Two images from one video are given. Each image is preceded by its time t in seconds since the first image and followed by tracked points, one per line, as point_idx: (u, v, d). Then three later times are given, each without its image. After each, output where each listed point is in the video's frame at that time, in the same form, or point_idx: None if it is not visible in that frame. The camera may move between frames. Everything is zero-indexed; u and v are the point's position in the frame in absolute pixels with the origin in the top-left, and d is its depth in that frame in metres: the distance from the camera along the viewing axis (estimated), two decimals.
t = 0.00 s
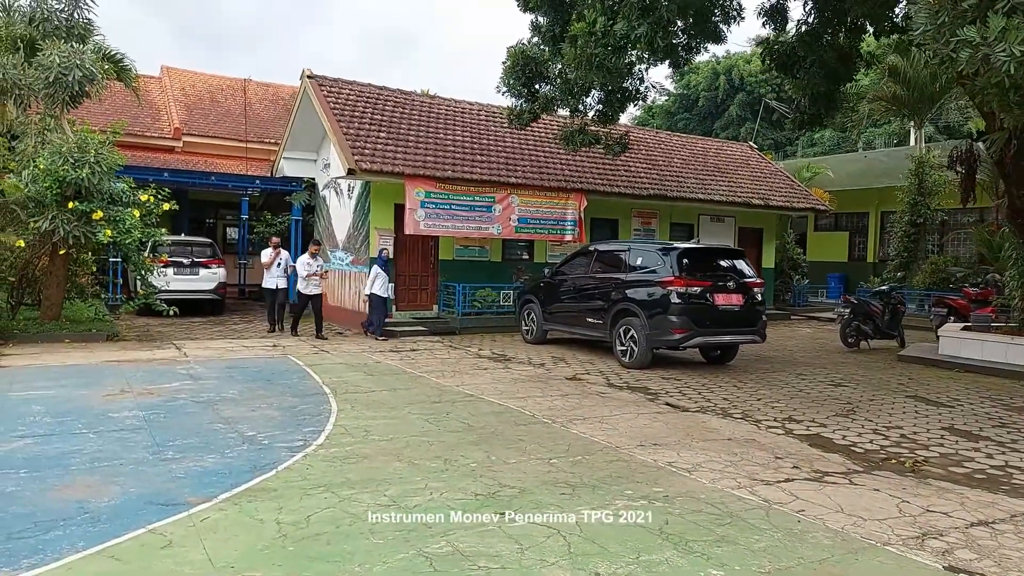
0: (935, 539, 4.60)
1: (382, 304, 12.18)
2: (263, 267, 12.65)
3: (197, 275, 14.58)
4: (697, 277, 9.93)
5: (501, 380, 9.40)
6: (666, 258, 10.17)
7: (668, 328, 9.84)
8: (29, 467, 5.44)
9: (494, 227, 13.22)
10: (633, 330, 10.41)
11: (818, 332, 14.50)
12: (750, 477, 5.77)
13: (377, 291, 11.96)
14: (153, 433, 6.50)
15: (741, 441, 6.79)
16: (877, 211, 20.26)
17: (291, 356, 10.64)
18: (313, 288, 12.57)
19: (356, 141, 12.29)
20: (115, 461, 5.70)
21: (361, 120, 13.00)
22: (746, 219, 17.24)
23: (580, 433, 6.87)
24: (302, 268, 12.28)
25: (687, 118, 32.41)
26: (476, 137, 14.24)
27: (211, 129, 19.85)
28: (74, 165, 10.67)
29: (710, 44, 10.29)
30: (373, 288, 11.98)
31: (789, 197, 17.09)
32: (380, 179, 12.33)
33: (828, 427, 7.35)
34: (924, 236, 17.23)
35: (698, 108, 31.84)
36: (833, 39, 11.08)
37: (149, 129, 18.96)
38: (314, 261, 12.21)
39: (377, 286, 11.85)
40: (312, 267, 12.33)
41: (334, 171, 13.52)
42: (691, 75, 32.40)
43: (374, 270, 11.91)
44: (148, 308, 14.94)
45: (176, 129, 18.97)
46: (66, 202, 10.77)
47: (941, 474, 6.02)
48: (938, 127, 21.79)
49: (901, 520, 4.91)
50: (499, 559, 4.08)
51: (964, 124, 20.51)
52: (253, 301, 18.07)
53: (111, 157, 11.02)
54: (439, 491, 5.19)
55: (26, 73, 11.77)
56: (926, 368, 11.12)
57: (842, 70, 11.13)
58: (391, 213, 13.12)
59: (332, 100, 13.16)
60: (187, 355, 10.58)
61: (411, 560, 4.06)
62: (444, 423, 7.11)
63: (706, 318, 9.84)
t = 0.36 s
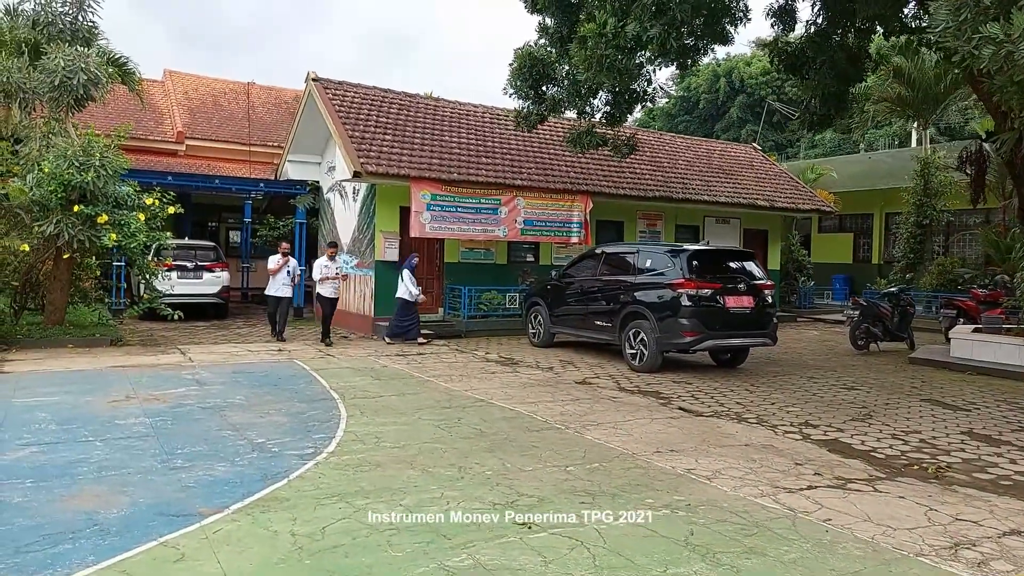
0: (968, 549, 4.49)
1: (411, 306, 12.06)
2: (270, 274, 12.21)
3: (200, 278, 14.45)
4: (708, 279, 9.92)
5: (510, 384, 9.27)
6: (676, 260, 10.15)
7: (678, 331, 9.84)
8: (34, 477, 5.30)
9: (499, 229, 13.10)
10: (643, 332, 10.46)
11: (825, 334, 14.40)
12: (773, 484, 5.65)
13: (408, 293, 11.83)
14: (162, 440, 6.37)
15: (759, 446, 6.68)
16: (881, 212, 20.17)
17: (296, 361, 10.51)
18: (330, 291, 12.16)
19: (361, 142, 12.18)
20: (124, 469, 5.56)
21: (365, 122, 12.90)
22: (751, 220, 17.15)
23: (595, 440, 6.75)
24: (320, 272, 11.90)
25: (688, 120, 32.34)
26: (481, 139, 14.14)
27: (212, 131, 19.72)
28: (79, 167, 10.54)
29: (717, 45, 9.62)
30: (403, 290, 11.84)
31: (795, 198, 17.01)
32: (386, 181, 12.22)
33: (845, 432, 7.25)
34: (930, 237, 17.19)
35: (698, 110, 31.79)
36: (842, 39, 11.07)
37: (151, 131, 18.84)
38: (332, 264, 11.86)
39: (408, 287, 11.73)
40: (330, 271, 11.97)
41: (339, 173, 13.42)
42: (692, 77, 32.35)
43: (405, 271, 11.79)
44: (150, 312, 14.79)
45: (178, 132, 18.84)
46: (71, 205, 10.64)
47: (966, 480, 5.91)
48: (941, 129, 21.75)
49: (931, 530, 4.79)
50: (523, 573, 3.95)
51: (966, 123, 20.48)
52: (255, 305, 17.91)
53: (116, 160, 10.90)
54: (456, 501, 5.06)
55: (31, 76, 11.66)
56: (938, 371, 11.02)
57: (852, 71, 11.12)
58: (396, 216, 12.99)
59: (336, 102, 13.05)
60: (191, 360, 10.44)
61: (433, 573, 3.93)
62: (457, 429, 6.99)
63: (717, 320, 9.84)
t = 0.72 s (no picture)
0: (959, 574, 4.49)
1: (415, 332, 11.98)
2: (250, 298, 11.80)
3: (172, 303, 14.17)
4: (691, 302, 10.08)
5: (493, 411, 9.16)
6: (659, 284, 10.30)
7: (662, 355, 9.98)
8: None
9: (481, 253, 13.07)
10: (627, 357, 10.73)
11: (802, 356, 14.53)
12: (762, 510, 5.62)
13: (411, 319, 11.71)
14: (133, 475, 6.17)
15: (746, 471, 6.68)
16: (854, 235, 20.52)
17: (272, 389, 10.32)
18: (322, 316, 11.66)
19: (341, 166, 12.12)
20: (95, 507, 5.37)
21: (347, 146, 12.85)
22: (729, 244, 17.33)
23: (583, 467, 6.68)
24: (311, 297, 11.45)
25: (664, 146, 32.76)
26: (462, 163, 14.17)
27: (188, 154, 19.52)
28: (49, 191, 10.32)
29: (698, 72, 9.74)
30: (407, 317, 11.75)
31: (772, 222, 17.26)
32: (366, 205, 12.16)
33: (830, 455, 7.27)
34: (902, 260, 17.47)
35: (674, 135, 32.29)
36: (820, 67, 11.54)
37: (125, 154, 18.57)
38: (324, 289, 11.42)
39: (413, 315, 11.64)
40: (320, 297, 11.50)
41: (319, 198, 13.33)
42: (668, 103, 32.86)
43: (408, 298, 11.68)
44: (120, 338, 14.46)
45: (152, 155, 18.58)
46: (39, 230, 10.43)
47: (952, 503, 5.94)
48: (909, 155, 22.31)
49: (921, 555, 4.79)
50: None
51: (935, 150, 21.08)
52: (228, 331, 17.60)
53: (88, 184, 10.69)
54: (444, 533, 4.96)
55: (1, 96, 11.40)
56: (915, 392, 11.16)
57: (829, 98, 11.64)
58: (376, 239, 12.90)
59: (317, 125, 13.00)
60: (164, 388, 10.20)
61: None
62: (442, 458, 6.88)
63: (700, 344, 9.99)
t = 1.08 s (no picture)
0: (896, 567, 4.64)
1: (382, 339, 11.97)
2: (190, 304, 11.31)
3: (98, 311, 13.53)
4: (634, 307, 10.29)
5: (439, 418, 9.05)
6: (603, 289, 10.48)
7: (607, 359, 10.16)
8: None
9: (425, 258, 12.93)
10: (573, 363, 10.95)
11: (740, 358, 14.92)
12: (708, 511, 5.70)
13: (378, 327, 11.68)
14: (59, 493, 5.81)
15: (691, 472, 6.78)
16: (788, 240, 21.21)
17: (208, 399, 9.94)
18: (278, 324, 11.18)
19: (279, 170, 11.83)
20: (17, 528, 5.04)
21: (285, 149, 12.56)
22: (668, 250, 17.66)
23: (531, 473, 6.65)
24: (266, 304, 10.96)
25: (604, 152, 33.18)
26: (405, 167, 14.01)
27: (114, 156, 18.69)
28: None
29: (640, 80, 9.86)
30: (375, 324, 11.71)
31: (710, 229, 17.67)
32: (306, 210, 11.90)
33: (771, 455, 7.46)
34: (833, 265, 18.12)
35: (614, 142, 32.75)
36: (757, 78, 12.12)
37: (44, 154, 17.64)
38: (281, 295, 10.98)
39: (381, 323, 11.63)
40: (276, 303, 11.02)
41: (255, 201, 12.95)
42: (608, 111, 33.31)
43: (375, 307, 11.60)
44: (41, 349, 13.71)
45: (75, 156, 17.71)
46: None
47: (886, 499, 6.15)
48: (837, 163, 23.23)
49: (861, 550, 4.94)
50: None
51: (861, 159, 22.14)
52: (159, 339, 16.92)
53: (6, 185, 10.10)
54: (393, 544, 4.84)
55: None
56: (847, 392, 11.58)
57: (766, 108, 12.16)
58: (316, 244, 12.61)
59: (253, 127, 12.65)
60: (91, 400, 9.70)
61: None
62: (388, 468, 6.73)
63: (644, 348, 10.21)
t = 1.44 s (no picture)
0: (873, 564, 4.70)
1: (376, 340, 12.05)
2: (173, 309, 10.97)
3: (59, 315, 13.13)
4: (609, 309, 10.34)
5: (413, 422, 8.95)
6: (578, 291, 10.53)
7: (581, 361, 10.20)
8: None
9: (396, 260, 12.81)
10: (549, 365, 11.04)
11: (710, 359, 15.08)
12: (686, 512, 5.71)
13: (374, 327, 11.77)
14: (23, 502, 5.60)
15: (666, 473, 6.80)
16: (755, 242, 21.56)
17: (175, 405, 9.70)
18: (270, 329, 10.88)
19: (246, 171, 11.63)
20: None
21: (253, 150, 12.36)
22: (639, 252, 17.78)
23: (508, 475, 6.60)
24: (260, 306, 10.73)
25: (573, 155, 33.28)
26: (376, 168, 13.88)
27: (73, 156, 18.19)
28: None
29: (611, 82, 9.88)
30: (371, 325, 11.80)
31: (680, 231, 17.84)
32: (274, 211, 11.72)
33: (745, 455, 7.51)
34: (800, 266, 18.42)
35: (583, 145, 32.85)
36: (728, 82, 12.30)
37: None
38: (273, 296, 10.79)
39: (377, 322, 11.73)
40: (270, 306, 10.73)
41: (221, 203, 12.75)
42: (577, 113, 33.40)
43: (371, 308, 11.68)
44: None
45: (32, 156, 17.21)
46: None
47: (859, 497, 6.24)
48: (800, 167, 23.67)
49: (837, 548, 4.99)
50: None
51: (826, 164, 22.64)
52: (121, 344, 16.49)
53: None
54: (371, 550, 4.76)
55: None
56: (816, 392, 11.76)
57: (737, 112, 12.34)
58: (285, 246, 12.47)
59: (219, 127, 12.43)
60: (52, 407, 9.40)
61: None
62: (363, 472, 6.62)
63: (618, 349, 10.27)
